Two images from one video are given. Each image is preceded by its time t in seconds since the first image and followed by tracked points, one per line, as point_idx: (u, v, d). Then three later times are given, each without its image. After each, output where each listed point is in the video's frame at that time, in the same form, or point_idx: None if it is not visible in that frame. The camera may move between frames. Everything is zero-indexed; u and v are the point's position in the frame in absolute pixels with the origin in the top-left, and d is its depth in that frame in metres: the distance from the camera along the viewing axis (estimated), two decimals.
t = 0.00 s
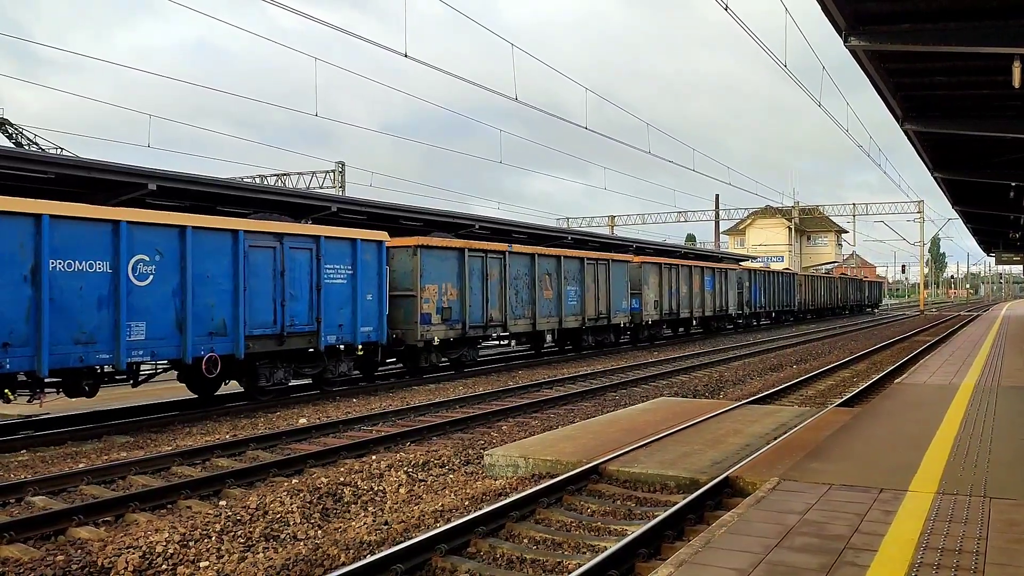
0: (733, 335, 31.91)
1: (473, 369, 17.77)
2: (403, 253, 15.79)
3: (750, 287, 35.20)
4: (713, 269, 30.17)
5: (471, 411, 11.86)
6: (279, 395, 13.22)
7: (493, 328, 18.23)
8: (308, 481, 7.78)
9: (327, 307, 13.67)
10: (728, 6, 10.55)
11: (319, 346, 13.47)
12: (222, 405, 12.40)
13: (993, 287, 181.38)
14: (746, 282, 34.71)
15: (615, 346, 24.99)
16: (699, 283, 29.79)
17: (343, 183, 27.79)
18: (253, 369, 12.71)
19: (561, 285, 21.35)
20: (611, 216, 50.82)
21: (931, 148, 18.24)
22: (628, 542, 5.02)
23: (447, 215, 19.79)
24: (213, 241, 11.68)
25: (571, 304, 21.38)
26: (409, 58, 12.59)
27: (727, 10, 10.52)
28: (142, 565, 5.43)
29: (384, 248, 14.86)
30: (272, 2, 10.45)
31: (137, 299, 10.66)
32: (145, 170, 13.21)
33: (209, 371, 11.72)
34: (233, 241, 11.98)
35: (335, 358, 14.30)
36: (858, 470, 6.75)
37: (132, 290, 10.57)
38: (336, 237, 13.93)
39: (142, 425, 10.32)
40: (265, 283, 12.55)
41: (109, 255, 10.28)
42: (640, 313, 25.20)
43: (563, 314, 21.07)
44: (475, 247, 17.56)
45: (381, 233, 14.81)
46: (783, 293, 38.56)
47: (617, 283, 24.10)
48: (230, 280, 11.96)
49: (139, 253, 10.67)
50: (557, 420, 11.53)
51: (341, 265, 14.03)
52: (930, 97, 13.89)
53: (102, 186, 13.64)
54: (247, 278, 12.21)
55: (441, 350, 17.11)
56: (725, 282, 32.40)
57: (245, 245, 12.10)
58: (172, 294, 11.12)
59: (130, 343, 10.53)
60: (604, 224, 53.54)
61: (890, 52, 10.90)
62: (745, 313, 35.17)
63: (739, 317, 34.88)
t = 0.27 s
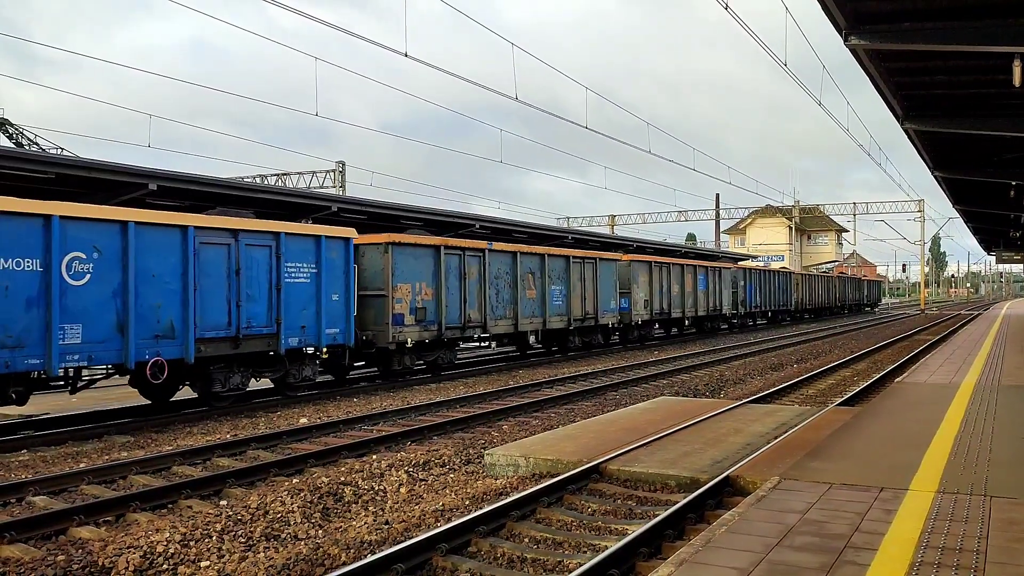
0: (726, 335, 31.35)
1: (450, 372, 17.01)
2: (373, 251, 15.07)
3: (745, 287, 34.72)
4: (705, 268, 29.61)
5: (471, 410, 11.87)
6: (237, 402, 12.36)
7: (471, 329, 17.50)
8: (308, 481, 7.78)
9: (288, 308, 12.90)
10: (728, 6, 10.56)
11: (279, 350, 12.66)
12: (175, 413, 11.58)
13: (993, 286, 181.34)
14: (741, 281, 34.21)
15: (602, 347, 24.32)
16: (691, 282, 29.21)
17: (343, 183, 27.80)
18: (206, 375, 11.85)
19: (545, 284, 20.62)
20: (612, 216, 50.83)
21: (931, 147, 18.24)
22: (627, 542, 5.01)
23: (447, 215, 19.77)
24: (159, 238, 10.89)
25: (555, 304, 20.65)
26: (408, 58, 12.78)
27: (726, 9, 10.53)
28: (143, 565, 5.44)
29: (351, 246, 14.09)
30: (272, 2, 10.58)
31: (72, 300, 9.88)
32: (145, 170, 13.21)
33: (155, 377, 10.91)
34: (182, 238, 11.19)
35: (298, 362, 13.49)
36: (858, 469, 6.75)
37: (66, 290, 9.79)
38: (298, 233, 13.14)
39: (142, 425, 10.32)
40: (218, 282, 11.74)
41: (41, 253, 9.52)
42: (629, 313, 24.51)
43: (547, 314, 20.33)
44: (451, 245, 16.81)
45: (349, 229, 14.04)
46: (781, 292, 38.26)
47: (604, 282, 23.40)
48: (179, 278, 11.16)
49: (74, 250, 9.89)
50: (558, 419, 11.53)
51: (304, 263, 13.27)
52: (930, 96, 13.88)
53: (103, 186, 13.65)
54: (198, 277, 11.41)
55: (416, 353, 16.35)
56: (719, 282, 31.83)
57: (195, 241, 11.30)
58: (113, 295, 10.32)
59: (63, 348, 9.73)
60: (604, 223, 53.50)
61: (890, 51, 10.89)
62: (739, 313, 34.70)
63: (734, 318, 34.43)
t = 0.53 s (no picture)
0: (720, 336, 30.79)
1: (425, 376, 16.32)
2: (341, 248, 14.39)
3: (739, 286, 34.22)
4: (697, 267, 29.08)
5: (472, 410, 11.87)
6: (189, 409, 11.50)
7: (448, 331, 16.83)
8: (309, 480, 7.78)
9: (245, 310, 12.08)
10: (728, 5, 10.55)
11: (234, 354, 11.82)
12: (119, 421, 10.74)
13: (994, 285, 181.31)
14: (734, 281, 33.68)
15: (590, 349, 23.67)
16: (684, 281, 28.62)
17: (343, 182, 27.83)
18: (154, 380, 11.02)
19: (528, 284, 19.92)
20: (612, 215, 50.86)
21: (932, 146, 18.23)
22: (628, 542, 5.01)
23: (447, 214, 19.76)
24: (98, 234, 10.09)
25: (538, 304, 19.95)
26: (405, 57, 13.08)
27: (726, 8, 10.53)
28: (144, 565, 5.44)
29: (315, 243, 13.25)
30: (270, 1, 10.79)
31: None
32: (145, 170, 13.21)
33: (92, 384, 10.08)
34: (125, 234, 10.39)
35: (257, 367, 12.62)
36: (859, 468, 6.75)
37: None
38: (257, 230, 12.31)
39: (143, 425, 10.32)
40: (164, 282, 10.91)
41: None
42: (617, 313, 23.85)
43: (529, 315, 19.65)
44: (425, 243, 16.11)
45: (313, 226, 13.21)
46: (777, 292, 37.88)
47: (592, 281, 22.75)
48: (120, 278, 10.35)
49: None
50: (558, 418, 11.53)
51: (263, 261, 12.42)
52: (930, 95, 13.88)
53: (103, 186, 13.66)
54: (142, 277, 10.60)
55: (388, 355, 15.66)
56: (712, 281, 31.22)
57: (138, 238, 10.50)
58: (44, 296, 9.52)
59: None
60: (605, 223, 53.47)
61: (890, 50, 10.89)
62: (734, 313, 34.20)
63: (728, 318, 33.99)
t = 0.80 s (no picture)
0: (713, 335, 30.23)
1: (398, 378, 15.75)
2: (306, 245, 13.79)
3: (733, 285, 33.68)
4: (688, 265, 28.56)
5: (473, 409, 11.88)
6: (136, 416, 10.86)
7: (421, 332, 16.26)
8: (310, 479, 7.79)
9: (196, 311, 11.41)
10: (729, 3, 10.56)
11: (184, 357, 11.16)
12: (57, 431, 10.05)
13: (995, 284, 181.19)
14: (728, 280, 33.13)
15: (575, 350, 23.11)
16: (675, 281, 28.07)
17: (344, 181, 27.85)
18: (95, 386, 10.36)
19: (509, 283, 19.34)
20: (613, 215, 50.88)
21: (933, 144, 18.21)
22: (628, 541, 5.00)
23: (448, 213, 19.74)
24: (28, 230, 9.30)
25: (519, 303, 19.37)
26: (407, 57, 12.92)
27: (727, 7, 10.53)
28: (146, 563, 5.46)
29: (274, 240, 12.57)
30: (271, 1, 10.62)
31: None
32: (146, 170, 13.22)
33: (21, 391, 9.31)
34: (59, 230, 9.63)
35: (209, 370, 11.98)
36: (860, 467, 6.75)
37: None
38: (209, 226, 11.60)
39: (144, 424, 10.33)
40: (105, 282, 10.18)
41: None
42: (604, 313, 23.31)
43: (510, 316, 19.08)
44: (396, 239, 15.52)
45: (271, 222, 12.53)
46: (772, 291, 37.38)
47: (576, 280, 22.20)
48: (54, 277, 9.60)
49: None
50: (559, 417, 11.54)
51: (217, 258, 11.74)
52: (931, 93, 13.87)
53: (103, 186, 13.67)
54: (80, 276, 9.87)
55: (357, 358, 15.07)
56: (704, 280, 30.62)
57: (74, 234, 9.74)
58: None
59: None
60: (605, 222, 53.49)
61: (891, 49, 10.89)
62: (728, 313, 33.65)
63: (723, 318, 33.51)
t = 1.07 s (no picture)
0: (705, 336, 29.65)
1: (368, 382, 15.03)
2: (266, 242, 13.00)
3: (727, 284, 33.07)
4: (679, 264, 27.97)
5: (474, 408, 11.89)
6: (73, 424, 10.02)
7: (394, 332, 15.51)
8: (311, 478, 7.79)
9: (140, 313, 10.50)
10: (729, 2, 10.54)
11: (126, 362, 10.26)
12: None
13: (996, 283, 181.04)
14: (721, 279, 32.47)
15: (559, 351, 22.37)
16: (665, 280, 27.39)
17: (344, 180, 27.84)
18: (27, 394, 9.51)
19: (488, 282, 18.59)
20: (614, 214, 50.90)
21: (933, 143, 18.20)
22: (629, 540, 5.00)
23: (449, 212, 19.70)
24: None
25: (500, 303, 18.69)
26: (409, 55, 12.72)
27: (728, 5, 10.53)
28: (147, 562, 5.46)
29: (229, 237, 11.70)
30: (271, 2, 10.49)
31: None
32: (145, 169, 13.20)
33: None
34: None
35: (159, 375, 11.05)
36: (861, 466, 6.75)
37: None
38: (156, 220, 10.73)
39: (145, 423, 10.34)
40: (34, 279, 9.32)
41: None
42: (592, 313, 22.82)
43: (490, 316, 18.33)
44: (365, 236, 14.75)
45: (226, 217, 11.64)
46: (766, 290, 36.92)
47: (562, 278, 21.48)
48: None
49: None
50: (560, 416, 11.54)
51: (164, 255, 10.86)
52: (932, 92, 13.87)
53: (103, 185, 13.65)
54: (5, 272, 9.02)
55: (323, 360, 14.32)
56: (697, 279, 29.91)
57: None
58: None
59: None
60: (606, 220, 53.49)
61: (892, 47, 10.89)
62: (722, 312, 33.02)
63: (716, 318, 32.94)
